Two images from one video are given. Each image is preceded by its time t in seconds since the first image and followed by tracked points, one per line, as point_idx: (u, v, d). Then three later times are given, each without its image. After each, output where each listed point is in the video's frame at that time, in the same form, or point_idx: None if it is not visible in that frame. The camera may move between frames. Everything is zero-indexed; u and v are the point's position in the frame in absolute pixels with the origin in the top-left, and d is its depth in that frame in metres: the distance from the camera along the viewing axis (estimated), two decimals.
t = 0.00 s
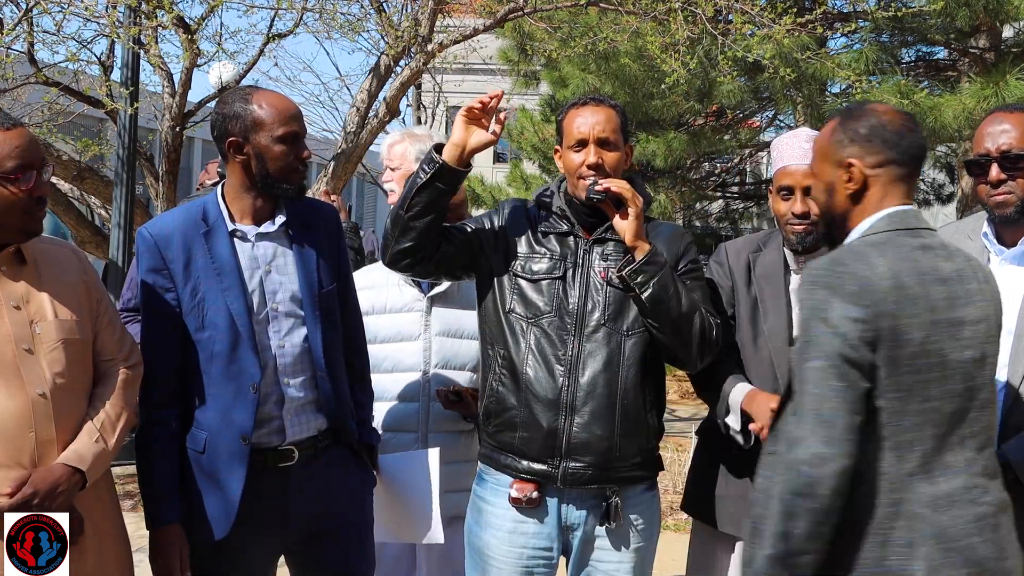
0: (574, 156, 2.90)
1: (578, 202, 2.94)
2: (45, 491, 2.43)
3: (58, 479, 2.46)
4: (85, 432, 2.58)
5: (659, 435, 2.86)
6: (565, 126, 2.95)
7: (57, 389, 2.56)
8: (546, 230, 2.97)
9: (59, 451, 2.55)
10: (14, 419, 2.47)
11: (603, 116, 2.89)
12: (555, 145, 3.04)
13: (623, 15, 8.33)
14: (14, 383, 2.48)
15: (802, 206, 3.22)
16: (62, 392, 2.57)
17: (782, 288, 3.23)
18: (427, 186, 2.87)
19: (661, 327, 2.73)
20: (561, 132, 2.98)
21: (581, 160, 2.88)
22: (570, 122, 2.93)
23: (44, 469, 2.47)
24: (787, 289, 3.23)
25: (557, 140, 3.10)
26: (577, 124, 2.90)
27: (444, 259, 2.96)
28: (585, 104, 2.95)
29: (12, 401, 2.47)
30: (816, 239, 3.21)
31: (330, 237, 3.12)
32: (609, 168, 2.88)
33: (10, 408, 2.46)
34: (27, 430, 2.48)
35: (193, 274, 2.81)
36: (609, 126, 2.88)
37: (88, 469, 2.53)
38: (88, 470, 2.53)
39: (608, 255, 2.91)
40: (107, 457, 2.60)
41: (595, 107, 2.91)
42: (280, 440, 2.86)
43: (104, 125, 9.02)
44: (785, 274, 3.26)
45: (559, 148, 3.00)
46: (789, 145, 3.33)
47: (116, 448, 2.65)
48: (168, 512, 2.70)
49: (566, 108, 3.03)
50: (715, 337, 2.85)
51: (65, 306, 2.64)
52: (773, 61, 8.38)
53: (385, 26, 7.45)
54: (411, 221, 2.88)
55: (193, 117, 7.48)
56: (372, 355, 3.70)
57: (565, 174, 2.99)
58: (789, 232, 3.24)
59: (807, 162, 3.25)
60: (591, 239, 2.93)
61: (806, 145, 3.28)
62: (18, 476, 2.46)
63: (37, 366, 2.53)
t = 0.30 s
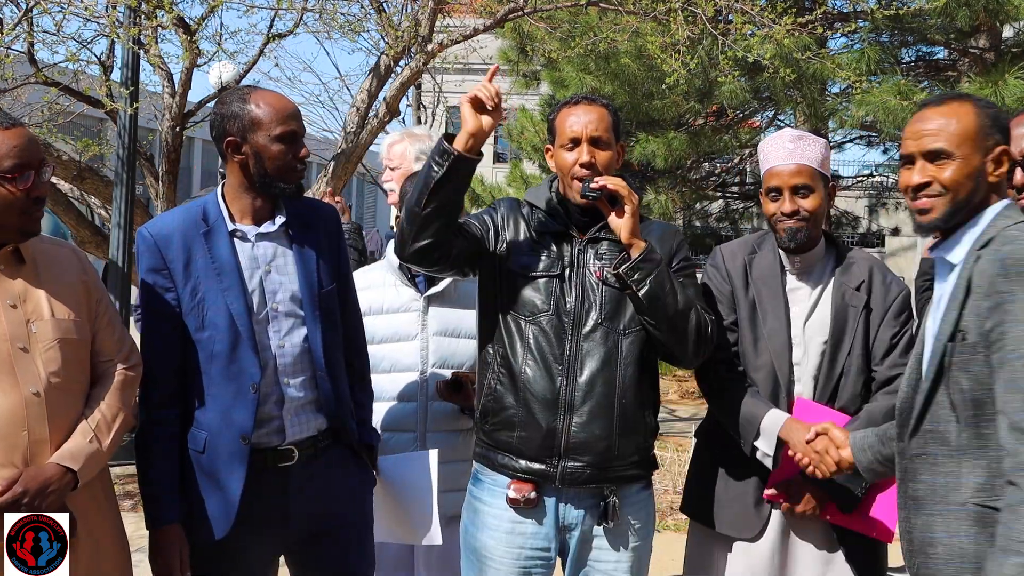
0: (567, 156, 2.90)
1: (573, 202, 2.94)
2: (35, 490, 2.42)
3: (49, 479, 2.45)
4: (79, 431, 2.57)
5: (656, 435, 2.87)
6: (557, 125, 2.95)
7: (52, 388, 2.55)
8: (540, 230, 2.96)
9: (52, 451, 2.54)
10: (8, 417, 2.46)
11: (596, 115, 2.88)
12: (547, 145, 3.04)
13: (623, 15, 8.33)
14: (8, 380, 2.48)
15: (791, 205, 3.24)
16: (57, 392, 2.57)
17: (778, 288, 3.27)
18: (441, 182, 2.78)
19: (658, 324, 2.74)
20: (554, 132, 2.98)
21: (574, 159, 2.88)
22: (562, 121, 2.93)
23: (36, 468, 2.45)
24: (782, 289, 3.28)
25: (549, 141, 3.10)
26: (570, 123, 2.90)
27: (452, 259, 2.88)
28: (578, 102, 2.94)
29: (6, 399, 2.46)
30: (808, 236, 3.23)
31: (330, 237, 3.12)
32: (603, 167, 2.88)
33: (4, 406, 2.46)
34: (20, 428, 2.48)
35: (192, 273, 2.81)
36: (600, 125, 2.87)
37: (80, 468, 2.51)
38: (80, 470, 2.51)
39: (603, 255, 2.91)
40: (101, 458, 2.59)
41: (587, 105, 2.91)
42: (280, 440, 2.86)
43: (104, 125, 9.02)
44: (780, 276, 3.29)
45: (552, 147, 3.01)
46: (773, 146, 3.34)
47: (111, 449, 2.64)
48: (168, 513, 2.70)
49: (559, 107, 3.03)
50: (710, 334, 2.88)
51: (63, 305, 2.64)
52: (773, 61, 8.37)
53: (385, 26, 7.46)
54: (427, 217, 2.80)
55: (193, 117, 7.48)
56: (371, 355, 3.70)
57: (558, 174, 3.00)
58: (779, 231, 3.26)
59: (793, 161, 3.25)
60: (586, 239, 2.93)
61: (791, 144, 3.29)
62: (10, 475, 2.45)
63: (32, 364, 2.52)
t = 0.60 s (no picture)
0: (564, 155, 2.90)
1: (569, 203, 2.94)
2: (20, 487, 2.39)
3: (37, 477, 2.42)
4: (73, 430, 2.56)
5: (653, 435, 2.89)
6: (554, 125, 2.95)
7: (46, 387, 2.55)
8: (537, 231, 2.94)
9: (45, 450, 2.53)
10: None
11: (594, 114, 2.88)
12: (544, 143, 3.04)
13: (622, 15, 8.33)
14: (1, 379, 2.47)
15: (778, 207, 3.25)
16: (51, 391, 2.56)
17: (771, 288, 3.26)
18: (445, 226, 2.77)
19: (656, 325, 2.75)
20: (551, 130, 2.98)
21: (570, 159, 2.88)
22: (560, 120, 2.92)
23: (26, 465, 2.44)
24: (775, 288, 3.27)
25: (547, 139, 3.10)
26: (567, 122, 2.90)
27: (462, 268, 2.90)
28: (575, 101, 2.94)
29: None
30: (796, 238, 3.24)
31: (330, 237, 3.12)
32: (599, 166, 2.88)
33: None
34: (12, 426, 2.47)
35: (193, 274, 2.81)
36: (599, 124, 2.88)
37: (68, 468, 2.48)
38: (69, 470, 2.48)
39: (599, 257, 2.91)
40: (94, 459, 2.56)
41: (585, 104, 2.91)
42: (281, 440, 2.86)
43: (104, 125, 9.02)
44: (774, 276, 3.29)
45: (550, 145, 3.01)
46: (761, 150, 3.33)
47: (106, 452, 2.61)
48: (168, 513, 2.70)
49: (558, 105, 3.02)
50: (708, 334, 2.88)
51: (64, 306, 2.64)
52: (773, 61, 8.37)
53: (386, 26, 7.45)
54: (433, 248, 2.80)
55: (193, 117, 7.48)
56: (371, 355, 3.70)
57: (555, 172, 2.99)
58: (769, 231, 3.28)
59: (780, 164, 3.25)
60: (582, 240, 2.93)
61: (778, 147, 3.28)
62: None
63: (26, 363, 2.52)
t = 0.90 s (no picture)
0: (563, 154, 2.90)
1: (569, 203, 2.94)
2: (21, 481, 2.39)
3: (37, 472, 2.42)
4: (78, 427, 2.55)
5: (654, 435, 2.89)
6: (552, 125, 2.95)
7: (52, 384, 2.54)
8: (536, 231, 2.94)
9: (48, 445, 2.52)
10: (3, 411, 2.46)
11: (592, 114, 2.88)
12: (544, 143, 3.03)
13: (623, 15, 8.32)
14: (5, 375, 2.47)
15: (777, 207, 3.25)
16: (57, 388, 2.55)
17: (769, 288, 3.26)
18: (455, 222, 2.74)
19: (655, 327, 2.75)
20: (550, 130, 2.98)
21: (570, 158, 2.88)
22: (558, 120, 2.92)
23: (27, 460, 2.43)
24: (773, 288, 3.27)
25: (546, 139, 3.10)
26: (565, 122, 2.89)
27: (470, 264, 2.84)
28: (574, 101, 2.94)
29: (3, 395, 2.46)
30: (795, 238, 3.24)
31: (329, 237, 3.12)
32: (599, 167, 2.88)
33: None
34: (15, 421, 2.47)
35: (193, 274, 2.81)
36: (597, 124, 2.87)
37: (69, 464, 2.47)
38: (70, 466, 2.47)
39: (598, 257, 2.92)
40: (98, 456, 2.55)
41: (583, 105, 2.91)
42: (281, 440, 2.86)
43: (104, 125, 9.02)
44: (772, 276, 3.29)
45: (547, 145, 3.01)
46: (762, 148, 3.33)
47: (110, 450, 2.58)
48: (169, 512, 2.70)
49: (556, 105, 3.02)
50: (708, 334, 2.88)
51: (75, 305, 2.64)
52: (773, 61, 8.37)
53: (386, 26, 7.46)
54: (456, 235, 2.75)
55: (193, 117, 7.48)
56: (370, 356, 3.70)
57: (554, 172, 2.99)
58: (768, 232, 3.28)
59: (780, 163, 3.25)
60: (582, 241, 2.93)
61: (778, 147, 3.28)
62: None
63: (32, 360, 2.51)
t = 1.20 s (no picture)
0: (567, 153, 2.90)
1: (571, 204, 2.94)
2: (36, 480, 2.41)
3: (50, 471, 2.43)
4: (88, 426, 2.55)
5: (654, 435, 2.89)
6: (557, 123, 2.95)
7: (61, 384, 2.55)
8: (536, 233, 2.94)
9: (59, 444, 2.53)
10: (11, 411, 2.46)
11: (597, 113, 2.89)
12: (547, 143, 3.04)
13: (622, 15, 8.32)
14: (15, 376, 2.48)
15: (781, 197, 3.24)
16: (66, 388, 2.56)
17: (766, 287, 3.26)
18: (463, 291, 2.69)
19: (656, 327, 2.75)
20: (553, 129, 2.97)
21: (574, 157, 2.88)
22: (563, 119, 2.93)
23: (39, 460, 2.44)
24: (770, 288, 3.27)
25: (550, 138, 3.09)
26: (570, 121, 2.90)
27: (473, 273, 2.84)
28: (580, 100, 2.94)
29: (10, 395, 2.46)
30: (798, 229, 3.23)
31: (330, 239, 3.12)
32: (602, 166, 2.88)
33: (8, 400, 2.46)
34: (20, 422, 2.47)
35: (192, 273, 2.81)
36: (602, 124, 2.88)
37: (83, 462, 2.49)
38: (83, 464, 2.49)
39: (599, 259, 2.92)
40: (108, 454, 2.55)
41: (590, 104, 2.91)
42: (280, 440, 2.86)
43: (105, 125, 9.02)
44: (769, 274, 3.29)
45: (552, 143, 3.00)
46: (767, 140, 3.33)
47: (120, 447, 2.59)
48: (169, 512, 2.70)
49: (561, 104, 3.02)
50: (708, 335, 2.88)
51: (81, 304, 2.64)
52: (773, 61, 8.37)
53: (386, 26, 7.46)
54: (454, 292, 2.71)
55: (193, 117, 7.48)
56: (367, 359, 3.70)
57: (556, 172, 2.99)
58: (771, 223, 3.25)
59: (784, 154, 3.25)
60: (583, 242, 2.93)
61: (783, 139, 3.28)
62: (12, 466, 2.44)
63: (40, 360, 2.52)
